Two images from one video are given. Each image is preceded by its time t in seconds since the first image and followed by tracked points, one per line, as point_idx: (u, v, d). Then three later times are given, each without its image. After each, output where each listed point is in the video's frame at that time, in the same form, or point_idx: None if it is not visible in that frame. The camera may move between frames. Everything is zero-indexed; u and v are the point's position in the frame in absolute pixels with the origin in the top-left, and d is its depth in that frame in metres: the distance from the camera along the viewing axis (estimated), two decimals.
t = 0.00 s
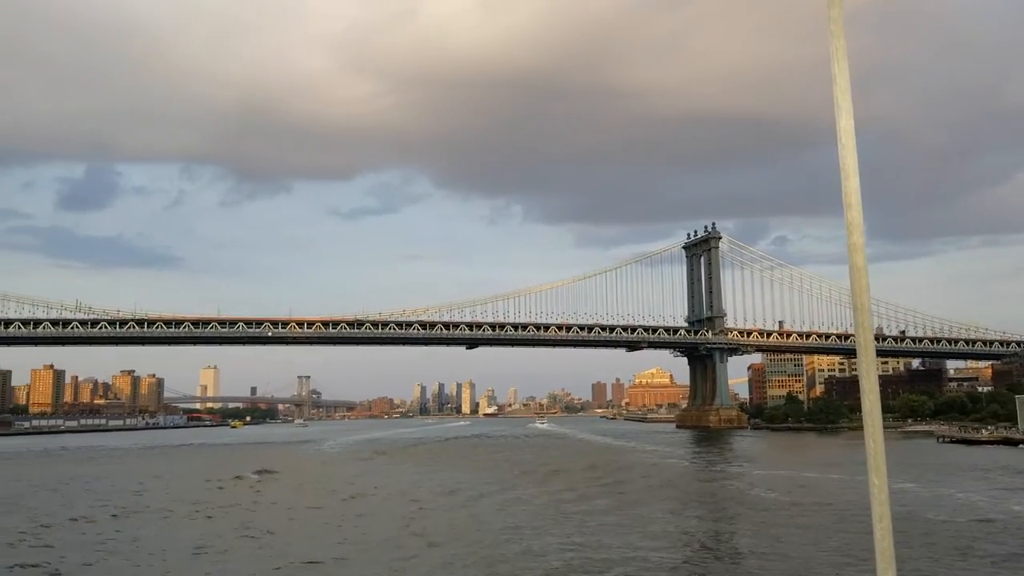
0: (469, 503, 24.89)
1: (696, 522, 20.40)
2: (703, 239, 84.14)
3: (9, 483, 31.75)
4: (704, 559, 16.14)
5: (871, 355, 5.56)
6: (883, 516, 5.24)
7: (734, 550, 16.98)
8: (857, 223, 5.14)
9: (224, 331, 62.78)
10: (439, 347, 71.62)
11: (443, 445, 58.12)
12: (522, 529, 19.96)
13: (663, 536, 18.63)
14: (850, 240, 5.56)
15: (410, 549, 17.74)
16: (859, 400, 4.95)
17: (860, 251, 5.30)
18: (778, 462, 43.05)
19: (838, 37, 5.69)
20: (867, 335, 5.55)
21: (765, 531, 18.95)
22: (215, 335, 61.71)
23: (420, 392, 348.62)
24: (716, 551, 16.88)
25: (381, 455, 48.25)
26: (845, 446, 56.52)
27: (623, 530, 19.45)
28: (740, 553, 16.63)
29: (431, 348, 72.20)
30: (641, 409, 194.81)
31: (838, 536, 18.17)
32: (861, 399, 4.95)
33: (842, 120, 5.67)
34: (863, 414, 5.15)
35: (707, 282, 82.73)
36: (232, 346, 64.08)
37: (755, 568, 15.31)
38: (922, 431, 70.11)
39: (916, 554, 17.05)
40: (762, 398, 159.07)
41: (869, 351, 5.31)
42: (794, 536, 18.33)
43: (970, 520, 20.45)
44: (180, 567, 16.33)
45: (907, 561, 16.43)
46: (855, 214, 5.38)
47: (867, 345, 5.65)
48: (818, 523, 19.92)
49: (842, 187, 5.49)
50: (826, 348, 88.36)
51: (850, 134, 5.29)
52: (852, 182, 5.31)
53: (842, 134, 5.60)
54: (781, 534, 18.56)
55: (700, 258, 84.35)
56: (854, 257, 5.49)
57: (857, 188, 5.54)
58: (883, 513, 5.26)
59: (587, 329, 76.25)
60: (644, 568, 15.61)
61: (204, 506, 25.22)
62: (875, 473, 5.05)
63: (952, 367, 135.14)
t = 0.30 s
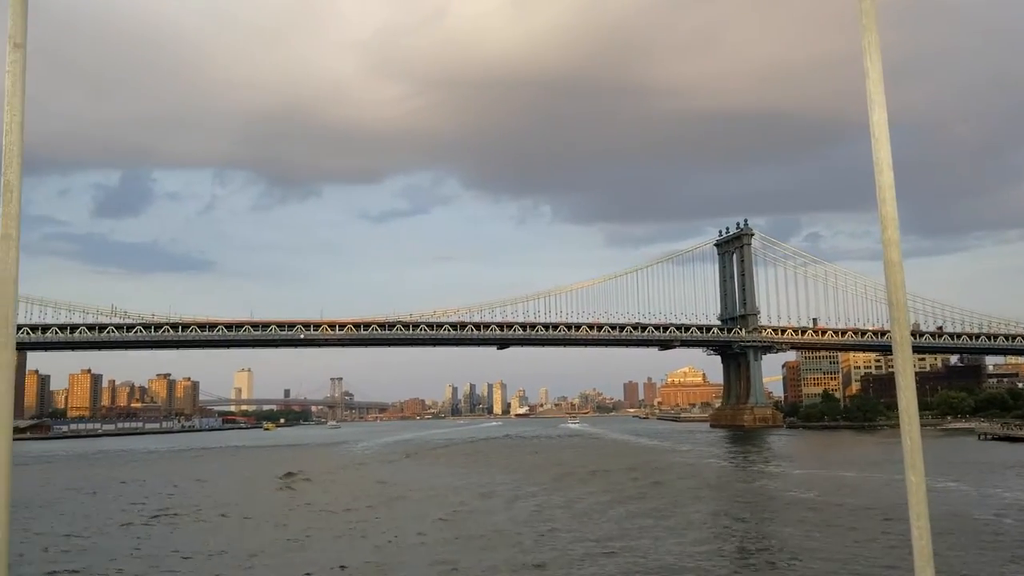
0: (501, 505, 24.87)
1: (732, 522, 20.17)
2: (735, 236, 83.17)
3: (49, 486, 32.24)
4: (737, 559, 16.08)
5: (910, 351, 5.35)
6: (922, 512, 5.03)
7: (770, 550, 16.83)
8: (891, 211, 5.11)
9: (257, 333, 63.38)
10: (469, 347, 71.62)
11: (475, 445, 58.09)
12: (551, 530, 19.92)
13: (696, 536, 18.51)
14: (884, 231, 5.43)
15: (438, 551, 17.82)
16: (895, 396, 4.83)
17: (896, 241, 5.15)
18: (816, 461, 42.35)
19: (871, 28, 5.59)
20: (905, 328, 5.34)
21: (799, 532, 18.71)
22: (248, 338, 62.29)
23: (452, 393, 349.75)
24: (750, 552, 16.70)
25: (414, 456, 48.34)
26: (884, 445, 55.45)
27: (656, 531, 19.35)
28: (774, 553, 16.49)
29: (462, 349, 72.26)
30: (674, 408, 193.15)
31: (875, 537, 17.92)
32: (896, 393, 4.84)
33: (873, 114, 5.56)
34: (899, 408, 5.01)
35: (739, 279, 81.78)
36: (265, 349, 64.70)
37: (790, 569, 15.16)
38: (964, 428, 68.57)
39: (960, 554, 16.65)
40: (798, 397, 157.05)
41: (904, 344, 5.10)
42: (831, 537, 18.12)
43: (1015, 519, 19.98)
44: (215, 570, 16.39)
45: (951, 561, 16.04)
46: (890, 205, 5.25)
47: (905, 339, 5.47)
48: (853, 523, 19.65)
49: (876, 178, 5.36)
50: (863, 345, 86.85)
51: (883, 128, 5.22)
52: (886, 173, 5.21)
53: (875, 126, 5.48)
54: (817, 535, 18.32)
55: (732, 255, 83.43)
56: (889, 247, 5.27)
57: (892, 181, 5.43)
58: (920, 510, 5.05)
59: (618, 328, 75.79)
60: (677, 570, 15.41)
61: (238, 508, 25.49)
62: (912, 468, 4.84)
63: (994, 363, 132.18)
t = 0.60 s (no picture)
0: (518, 506, 24.85)
1: (750, 523, 20.05)
2: (751, 234, 82.68)
3: (66, 488, 32.34)
4: (752, 560, 16.02)
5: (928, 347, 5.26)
6: (941, 508, 4.92)
7: (787, 551, 16.74)
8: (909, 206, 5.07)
9: (273, 334, 63.62)
10: (484, 347, 71.61)
11: (491, 446, 58.07)
12: (568, 532, 19.91)
13: (713, 537, 18.42)
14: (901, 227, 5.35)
15: (453, 552, 17.87)
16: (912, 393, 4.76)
17: (914, 236, 5.08)
18: (834, 460, 42.07)
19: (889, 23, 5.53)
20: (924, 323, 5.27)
21: (817, 532, 18.55)
22: (264, 339, 62.50)
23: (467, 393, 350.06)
24: (766, 553, 16.64)
25: (430, 456, 48.37)
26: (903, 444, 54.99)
27: (672, 532, 19.30)
28: (790, 554, 16.41)
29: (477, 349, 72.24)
30: (690, 408, 192.40)
31: (894, 537, 17.79)
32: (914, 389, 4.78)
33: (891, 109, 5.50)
34: (918, 403, 4.93)
35: (756, 277, 81.21)
36: (281, 350, 64.93)
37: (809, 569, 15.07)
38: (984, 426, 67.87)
39: (985, 553, 16.40)
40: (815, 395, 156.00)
41: (924, 341, 4.96)
42: (849, 537, 17.99)
43: None
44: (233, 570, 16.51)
45: (974, 560, 15.85)
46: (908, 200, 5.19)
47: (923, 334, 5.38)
48: (873, 522, 19.52)
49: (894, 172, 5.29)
50: (881, 343, 86.13)
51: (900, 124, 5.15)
52: (903, 168, 5.16)
53: (892, 121, 5.42)
54: (835, 535, 18.19)
55: (748, 253, 82.96)
56: (907, 243, 5.15)
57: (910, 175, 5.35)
58: (939, 508, 4.90)
59: (633, 327, 75.54)
60: (692, 572, 15.32)
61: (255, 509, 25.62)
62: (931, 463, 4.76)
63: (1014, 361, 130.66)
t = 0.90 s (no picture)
0: (531, 507, 24.76)
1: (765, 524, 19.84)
2: (765, 232, 82.10)
3: (80, 489, 32.43)
4: (765, 561, 15.86)
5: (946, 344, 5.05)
6: (960, 504, 4.70)
7: (800, 552, 16.54)
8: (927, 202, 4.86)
9: (285, 335, 63.69)
10: (497, 347, 71.46)
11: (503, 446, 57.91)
12: (581, 533, 19.82)
13: (727, 539, 18.23)
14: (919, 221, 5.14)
15: (464, 553, 17.78)
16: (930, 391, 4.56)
17: (932, 232, 4.87)
18: (850, 459, 41.68)
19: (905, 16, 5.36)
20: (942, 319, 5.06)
21: (832, 533, 18.35)
22: (277, 339, 62.51)
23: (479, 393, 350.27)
24: (779, 554, 16.45)
25: (442, 457, 48.25)
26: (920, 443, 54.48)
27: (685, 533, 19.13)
28: (804, 555, 16.23)
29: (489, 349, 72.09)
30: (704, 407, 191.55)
31: (912, 537, 17.54)
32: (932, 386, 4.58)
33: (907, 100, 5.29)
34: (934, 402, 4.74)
35: (769, 276, 80.68)
36: (293, 350, 64.99)
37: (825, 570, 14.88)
38: (1002, 425, 67.16)
39: (1009, 554, 16.15)
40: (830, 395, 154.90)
41: (941, 338, 4.74)
42: (866, 538, 17.74)
43: None
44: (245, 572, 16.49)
45: (1000, 560, 15.60)
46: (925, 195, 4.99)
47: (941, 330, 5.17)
48: (890, 523, 19.27)
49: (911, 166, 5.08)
50: (897, 341, 85.36)
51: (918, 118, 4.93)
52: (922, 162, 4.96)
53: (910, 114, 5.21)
54: (852, 536, 17.96)
55: (762, 251, 82.38)
56: (925, 239, 4.92)
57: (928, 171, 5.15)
58: (956, 504, 4.69)
59: (646, 327, 75.16)
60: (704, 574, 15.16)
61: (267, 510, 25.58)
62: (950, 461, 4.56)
63: None
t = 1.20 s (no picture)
0: (531, 509, 24.62)
1: (769, 527, 19.64)
2: (765, 231, 81.95)
3: (78, 491, 32.23)
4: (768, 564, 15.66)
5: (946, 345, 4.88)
6: (958, 504, 4.49)
7: (804, 555, 16.36)
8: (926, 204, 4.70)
9: (284, 335, 63.49)
10: (497, 347, 71.29)
11: (503, 447, 57.73)
12: (583, 535, 19.68)
13: (728, 541, 18.05)
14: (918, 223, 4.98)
15: (462, 556, 17.62)
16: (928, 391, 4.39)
17: (931, 232, 4.70)
18: (852, 459, 41.50)
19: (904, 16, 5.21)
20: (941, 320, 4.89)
21: (836, 535, 18.19)
22: (276, 340, 62.30)
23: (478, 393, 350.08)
24: (783, 557, 16.28)
25: (442, 458, 48.08)
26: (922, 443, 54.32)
27: (685, 536, 18.97)
28: (808, 558, 16.05)
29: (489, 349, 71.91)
30: (704, 407, 191.40)
31: (917, 539, 17.36)
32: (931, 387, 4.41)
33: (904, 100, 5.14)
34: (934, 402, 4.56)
35: (769, 275, 80.50)
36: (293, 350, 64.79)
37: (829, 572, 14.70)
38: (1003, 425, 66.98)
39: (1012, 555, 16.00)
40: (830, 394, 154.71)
41: (940, 337, 4.58)
42: (871, 540, 17.54)
43: None
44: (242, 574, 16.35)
45: (1005, 561, 15.44)
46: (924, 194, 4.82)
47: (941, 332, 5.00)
48: (894, 525, 19.07)
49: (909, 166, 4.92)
50: (898, 340, 85.18)
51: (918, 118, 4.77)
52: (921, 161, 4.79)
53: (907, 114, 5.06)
54: (857, 538, 17.77)
55: (762, 251, 82.21)
56: (923, 239, 4.76)
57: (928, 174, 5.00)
58: (956, 503, 4.51)
59: (646, 327, 74.99)
60: None
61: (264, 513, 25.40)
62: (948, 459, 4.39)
63: None
